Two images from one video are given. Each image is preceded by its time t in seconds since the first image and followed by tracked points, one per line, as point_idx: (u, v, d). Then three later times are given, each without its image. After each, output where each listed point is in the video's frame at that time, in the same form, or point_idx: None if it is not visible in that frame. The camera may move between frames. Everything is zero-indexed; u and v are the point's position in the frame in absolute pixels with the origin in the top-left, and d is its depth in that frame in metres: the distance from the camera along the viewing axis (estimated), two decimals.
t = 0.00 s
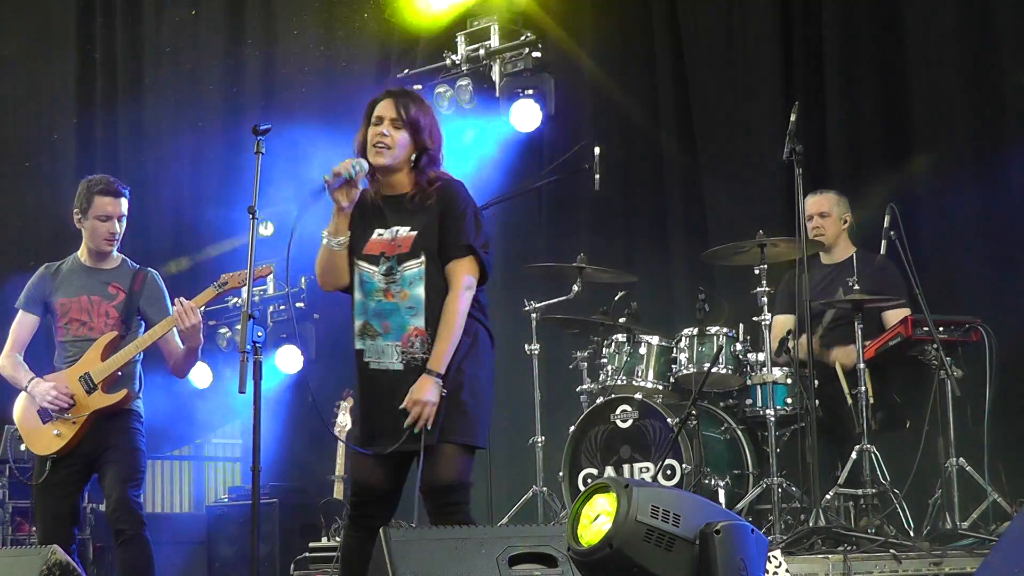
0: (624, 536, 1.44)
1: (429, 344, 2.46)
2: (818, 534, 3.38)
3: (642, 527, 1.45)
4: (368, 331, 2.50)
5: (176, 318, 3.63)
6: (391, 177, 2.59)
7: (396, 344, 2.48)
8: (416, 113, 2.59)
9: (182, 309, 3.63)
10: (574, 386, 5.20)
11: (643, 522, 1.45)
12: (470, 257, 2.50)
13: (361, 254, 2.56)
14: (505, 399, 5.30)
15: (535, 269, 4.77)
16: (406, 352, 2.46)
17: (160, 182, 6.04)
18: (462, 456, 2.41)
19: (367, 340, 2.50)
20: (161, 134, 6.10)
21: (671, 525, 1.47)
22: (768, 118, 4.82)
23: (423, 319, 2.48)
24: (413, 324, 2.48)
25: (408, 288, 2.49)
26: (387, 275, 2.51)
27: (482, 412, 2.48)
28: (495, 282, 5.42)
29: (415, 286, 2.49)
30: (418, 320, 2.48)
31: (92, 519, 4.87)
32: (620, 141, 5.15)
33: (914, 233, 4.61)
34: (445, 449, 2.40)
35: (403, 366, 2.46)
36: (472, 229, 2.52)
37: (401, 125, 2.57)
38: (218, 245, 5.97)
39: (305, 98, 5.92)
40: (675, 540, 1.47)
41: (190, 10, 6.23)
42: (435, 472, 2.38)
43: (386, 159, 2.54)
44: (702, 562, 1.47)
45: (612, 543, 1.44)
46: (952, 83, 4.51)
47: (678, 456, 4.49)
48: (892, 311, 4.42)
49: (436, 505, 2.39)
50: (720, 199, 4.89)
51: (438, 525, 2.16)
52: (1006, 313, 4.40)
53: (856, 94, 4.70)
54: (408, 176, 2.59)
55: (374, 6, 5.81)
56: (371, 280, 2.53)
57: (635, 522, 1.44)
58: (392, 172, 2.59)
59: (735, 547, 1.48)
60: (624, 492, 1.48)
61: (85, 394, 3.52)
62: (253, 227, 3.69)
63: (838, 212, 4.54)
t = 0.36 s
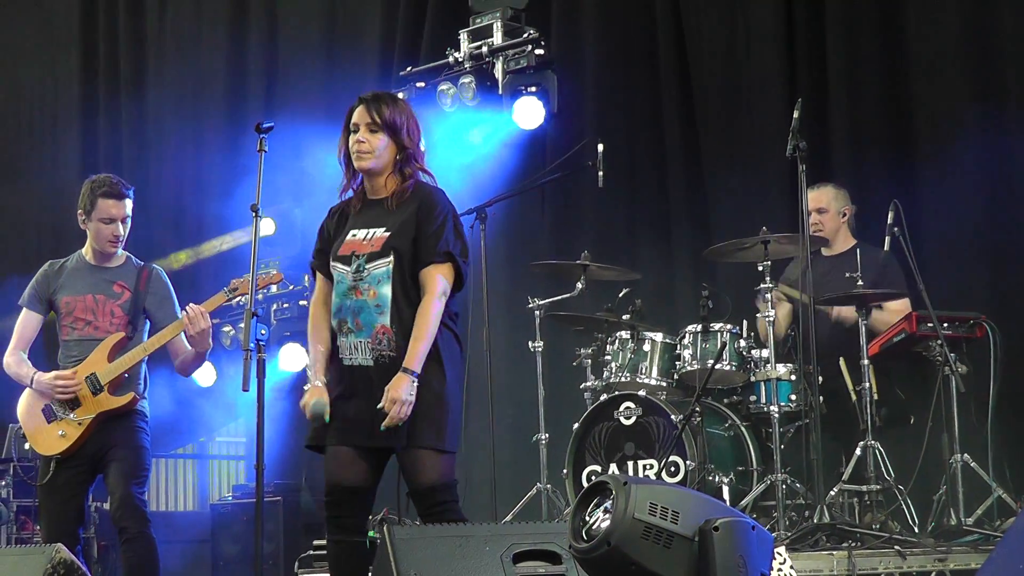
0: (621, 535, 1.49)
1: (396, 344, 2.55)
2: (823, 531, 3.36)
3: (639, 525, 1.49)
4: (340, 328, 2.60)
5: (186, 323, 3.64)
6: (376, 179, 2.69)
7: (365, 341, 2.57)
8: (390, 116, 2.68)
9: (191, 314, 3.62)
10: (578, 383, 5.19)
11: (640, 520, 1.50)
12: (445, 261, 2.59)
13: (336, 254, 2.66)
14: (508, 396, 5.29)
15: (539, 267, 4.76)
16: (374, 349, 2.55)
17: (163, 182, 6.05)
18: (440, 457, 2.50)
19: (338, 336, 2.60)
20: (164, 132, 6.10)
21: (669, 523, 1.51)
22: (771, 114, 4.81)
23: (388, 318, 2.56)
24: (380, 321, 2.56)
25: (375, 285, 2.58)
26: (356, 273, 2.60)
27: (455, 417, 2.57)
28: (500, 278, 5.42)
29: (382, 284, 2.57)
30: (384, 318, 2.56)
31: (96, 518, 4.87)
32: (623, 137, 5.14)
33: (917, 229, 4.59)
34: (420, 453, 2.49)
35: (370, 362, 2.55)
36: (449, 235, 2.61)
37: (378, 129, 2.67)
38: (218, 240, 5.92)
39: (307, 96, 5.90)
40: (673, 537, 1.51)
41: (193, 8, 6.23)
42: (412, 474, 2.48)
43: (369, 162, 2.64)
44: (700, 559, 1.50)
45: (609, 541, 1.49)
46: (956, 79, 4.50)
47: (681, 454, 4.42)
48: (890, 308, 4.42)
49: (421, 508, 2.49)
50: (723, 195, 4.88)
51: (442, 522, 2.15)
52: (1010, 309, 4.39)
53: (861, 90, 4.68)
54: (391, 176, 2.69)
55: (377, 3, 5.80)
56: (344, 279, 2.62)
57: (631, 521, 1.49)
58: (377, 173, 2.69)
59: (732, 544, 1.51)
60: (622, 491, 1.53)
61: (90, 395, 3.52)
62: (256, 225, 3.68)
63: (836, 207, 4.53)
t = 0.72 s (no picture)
0: (619, 532, 1.48)
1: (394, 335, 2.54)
2: (827, 529, 3.34)
3: (637, 522, 1.49)
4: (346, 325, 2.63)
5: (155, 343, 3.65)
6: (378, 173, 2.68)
7: (366, 333, 2.56)
8: (375, 108, 2.64)
9: (161, 333, 3.64)
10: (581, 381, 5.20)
11: (637, 518, 1.49)
12: (445, 251, 2.54)
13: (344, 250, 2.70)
14: (511, 394, 5.30)
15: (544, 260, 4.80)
16: (375, 341, 2.54)
17: (166, 180, 6.05)
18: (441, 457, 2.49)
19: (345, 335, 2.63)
20: (167, 130, 6.10)
21: (667, 520, 1.51)
22: (775, 112, 4.80)
23: (385, 310, 2.56)
24: (379, 314, 2.56)
25: (376, 278, 2.59)
26: (360, 267, 2.62)
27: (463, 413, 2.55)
28: (501, 275, 5.42)
29: (381, 276, 2.58)
30: (382, 311, 2.56)
31: (100, 515, 4.88)
32: (626, 135, 5.14)
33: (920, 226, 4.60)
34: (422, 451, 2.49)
35: (371, 355, 2.55)
36: (447, 223, 2.57)
37: (363, 124, 2.63)
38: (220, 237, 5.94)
39: (310, 93, 5.89)
40: (671, 535, 1.50)
41: (196, 6, 6.23)
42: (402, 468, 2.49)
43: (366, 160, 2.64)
44: (697, 558, 1.50)
45: (607, 539, 1.48)
46: (959, 76, 4.50)
47: (684, 451, 4.48)
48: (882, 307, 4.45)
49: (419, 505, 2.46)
50: (726, 193, 4.88)
51: (445, 520, 2.14)
52: (1013, 307, 4.39)
53: (864, 87, 4.67)
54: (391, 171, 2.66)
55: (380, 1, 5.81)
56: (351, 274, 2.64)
57: (627, 519, 1.48)
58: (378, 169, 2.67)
59: (730, 542, 1.50)
60: (620, 488, 1.52)
61: (95, 395, 3.52)
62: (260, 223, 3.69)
63: (833, 204, 4.57)
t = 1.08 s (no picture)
0: (614, 532, 1.37)
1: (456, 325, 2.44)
2: (828, 529, 3.35)
3: (631, 523, 1.37)
4: (397, 315, 2.51)
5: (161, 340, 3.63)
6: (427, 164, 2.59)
7: (425, 323, 2.46)
8: (446, 101, 2.60)
9: (166, 331, 3.61)
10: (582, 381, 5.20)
11: (631, 517, 1.38)
12: (510, 238, 2.48)
13: (389, 240, 2.56)
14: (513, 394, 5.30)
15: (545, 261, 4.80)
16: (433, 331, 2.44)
17: (166, 180, 6.06)
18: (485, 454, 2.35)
19: (396, 324, 2.52)
20: (169, 130, 6.11)
21: (662, 520, 1.39)
22: (776, 112, 4.80)
23: (451, 299, 2.45)
24: (441, 303, 2.46)
25: (437, 266, 2.47)
26: (417, 256, 2.50)
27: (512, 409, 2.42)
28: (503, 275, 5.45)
29: (445, 264, 2.47)
30: (446, 300, 2.46)
31: (101, 514, 4.89)
32: (627, 135, 5.14)
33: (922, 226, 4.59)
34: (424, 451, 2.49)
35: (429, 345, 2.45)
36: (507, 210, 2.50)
37: (433, 112, 2.57)
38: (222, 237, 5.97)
39: (313, 94, 5.90)
40: (667, 535, 1.39)
41: (198, 7, 6.24)
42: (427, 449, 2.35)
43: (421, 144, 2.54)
44: (696, 561, 1.38)
45: (602, 539, 1.38)
46: (961, 77, 4.49)
47: (686, 451, 4.51)
48: (896, 305, 4.41)
49: (451, 499, 2.33)
50: (728, 193, 4.89)
51: (447, 522, 2.10)
52: (1014, 307, 4.39)
53: (866, 88, 4.67)
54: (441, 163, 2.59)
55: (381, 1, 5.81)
56: (402, 263, 2.51)
57: (623, 519, 1.37)
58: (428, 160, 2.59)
59: (732, 542, 1.38)
60: (614, 487, 1.41)
61: (101, 393, 3.52)
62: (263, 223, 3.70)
63: (832, 206, 4.54)
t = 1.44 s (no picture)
0: (608, 534, 1.41)
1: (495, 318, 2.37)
2: (828, 529, 3.35)
3: (625, 524, 1.41)
4: (428, 304, 2.42)
5: (168, 346, 3.63)
6: (466, 158, 2.53)
7: (459, 315, 2.38)
8: (473, 93, 2.49)
9: (175, 338, 3.61)
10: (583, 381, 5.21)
11: (626, 519, 1.41)
12: (563, 234, 2.47)
13: (427, 227, 2.48)
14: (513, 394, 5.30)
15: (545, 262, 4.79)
16: (467, 322, 2.37)
17: (166, 180, 6.05)
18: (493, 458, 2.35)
19: (425, 314, 2.42)
20: (169, 130, 6.11)
21: (658, 521, 1.42)
22: (776, 112, 4.80)
23: (488, 292, 2.39)
24: (477, 295, 2.39)
25: (477, 258, 2.41)
26: (455, 247, 2.43)
27: (535, 406, 2.39)
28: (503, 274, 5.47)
29: (484, 257, 2.41)
30: (482, 292, 2.39)
31: (101, 515, 4.89)
32: (628, 135, 5.14)
33: (922, 226, 4.59)
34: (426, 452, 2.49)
35: (462, 337, 2.37)
36: (551, 203, 2.47)
37: (459, 106, 2.48)
38: (223, 238, 5.98)
39: (314, 94, 5.90)
40: (662, 536, 1.42)
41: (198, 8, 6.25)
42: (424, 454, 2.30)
43: (457, 141, 2.47)
44: (690, 562, 1.41)
45: (597, 540, 1.41)
46: (961, 77, 4.49)
47: (686, 451, 4.51)
48: (901, 305, 4.42)
49: (467, 497, 2.33)
50: (727, 193, 4.89)
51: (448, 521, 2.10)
52: (1014, 307, 4.38)
53: (866, 87, 4.67)
54: (478, 155, 2.53)
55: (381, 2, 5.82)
56: (438, 252, 2.44)
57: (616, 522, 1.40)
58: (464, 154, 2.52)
59: (722, 545, 1.41)
60: (609, 489, 1.44)
61: (102, 388, 3.52)
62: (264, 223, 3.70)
63: (835, 206, 4.56)
